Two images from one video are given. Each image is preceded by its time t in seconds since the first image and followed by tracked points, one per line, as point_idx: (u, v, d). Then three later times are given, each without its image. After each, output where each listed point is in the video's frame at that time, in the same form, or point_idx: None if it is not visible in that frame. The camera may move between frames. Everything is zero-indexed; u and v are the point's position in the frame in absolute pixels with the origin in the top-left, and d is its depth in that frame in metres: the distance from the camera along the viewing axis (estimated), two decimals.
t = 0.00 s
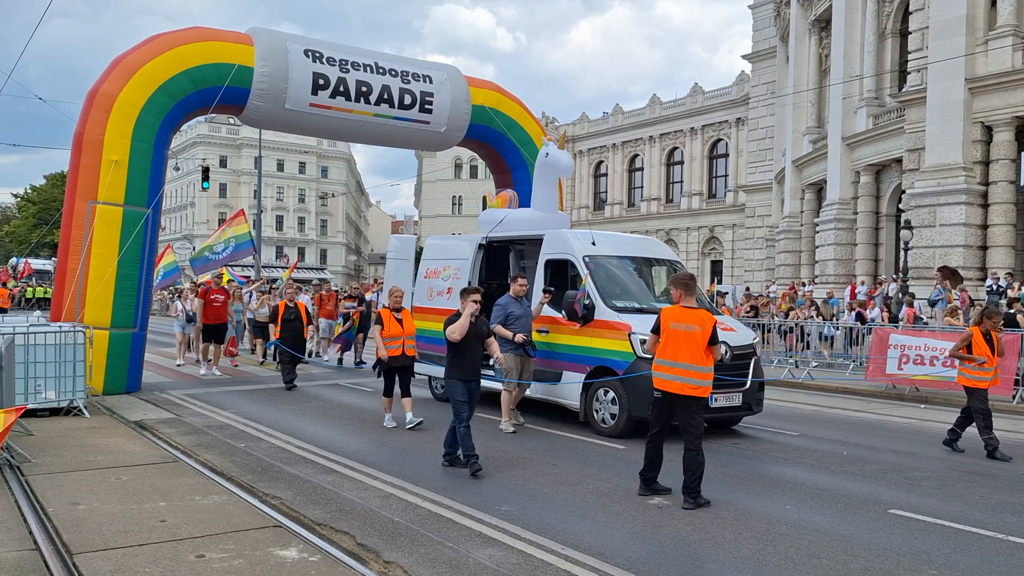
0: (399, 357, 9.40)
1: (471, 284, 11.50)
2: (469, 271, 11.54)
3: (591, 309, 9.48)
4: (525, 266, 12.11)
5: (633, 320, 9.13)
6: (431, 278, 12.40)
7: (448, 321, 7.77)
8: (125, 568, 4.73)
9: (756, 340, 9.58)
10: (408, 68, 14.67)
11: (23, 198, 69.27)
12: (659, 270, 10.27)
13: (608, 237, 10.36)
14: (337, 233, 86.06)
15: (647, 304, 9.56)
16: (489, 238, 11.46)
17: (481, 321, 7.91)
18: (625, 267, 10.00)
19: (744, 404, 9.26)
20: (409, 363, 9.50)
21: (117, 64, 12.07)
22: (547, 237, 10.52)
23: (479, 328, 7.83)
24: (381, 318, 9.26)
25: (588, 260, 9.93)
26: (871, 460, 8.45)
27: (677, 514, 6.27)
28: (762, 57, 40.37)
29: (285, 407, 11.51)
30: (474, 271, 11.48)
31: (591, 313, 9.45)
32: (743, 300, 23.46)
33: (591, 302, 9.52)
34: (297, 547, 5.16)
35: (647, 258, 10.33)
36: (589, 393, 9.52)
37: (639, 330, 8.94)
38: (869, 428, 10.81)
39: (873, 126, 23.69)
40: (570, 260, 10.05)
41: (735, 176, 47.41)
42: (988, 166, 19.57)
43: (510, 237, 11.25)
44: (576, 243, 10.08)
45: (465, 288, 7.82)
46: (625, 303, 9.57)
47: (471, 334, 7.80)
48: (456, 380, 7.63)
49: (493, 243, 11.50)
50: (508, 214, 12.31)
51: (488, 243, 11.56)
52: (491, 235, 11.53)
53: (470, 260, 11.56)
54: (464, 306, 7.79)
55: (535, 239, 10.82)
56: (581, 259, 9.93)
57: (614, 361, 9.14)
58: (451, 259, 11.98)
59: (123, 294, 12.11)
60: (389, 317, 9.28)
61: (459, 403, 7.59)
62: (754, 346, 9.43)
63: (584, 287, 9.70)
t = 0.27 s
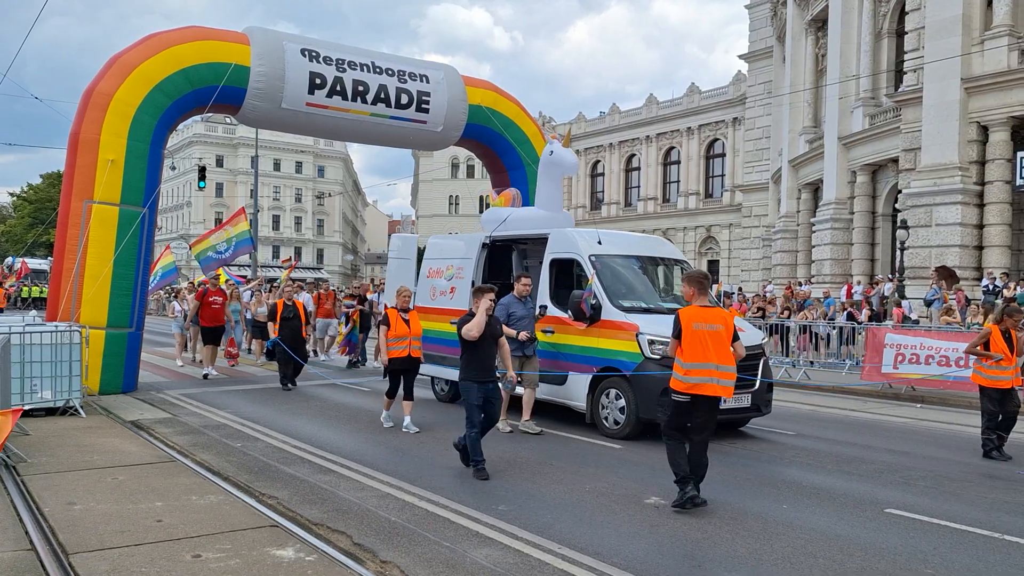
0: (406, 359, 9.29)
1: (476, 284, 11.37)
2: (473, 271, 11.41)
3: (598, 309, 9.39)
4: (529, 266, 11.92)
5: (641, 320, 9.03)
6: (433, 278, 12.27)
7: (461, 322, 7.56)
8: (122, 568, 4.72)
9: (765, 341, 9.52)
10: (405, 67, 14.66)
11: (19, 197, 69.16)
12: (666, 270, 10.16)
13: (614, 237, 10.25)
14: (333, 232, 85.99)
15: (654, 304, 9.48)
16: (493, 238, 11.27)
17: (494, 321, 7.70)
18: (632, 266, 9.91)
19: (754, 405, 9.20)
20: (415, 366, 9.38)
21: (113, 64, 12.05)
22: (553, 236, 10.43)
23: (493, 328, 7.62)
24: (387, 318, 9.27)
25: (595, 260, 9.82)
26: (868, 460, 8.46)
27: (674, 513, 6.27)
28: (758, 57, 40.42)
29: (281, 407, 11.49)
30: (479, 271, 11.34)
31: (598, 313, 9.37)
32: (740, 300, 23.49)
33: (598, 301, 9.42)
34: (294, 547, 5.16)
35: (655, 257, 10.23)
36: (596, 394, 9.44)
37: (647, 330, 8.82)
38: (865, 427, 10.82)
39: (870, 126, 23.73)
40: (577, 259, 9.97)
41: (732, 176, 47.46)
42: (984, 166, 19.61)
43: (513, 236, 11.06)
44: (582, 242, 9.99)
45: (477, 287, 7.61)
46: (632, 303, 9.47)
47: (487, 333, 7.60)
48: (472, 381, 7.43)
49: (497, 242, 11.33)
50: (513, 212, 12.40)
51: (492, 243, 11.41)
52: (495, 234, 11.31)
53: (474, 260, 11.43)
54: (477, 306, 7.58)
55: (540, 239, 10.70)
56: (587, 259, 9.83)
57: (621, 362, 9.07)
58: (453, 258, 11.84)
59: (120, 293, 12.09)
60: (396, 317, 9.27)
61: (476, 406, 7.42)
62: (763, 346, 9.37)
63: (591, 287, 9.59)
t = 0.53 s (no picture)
0: (410, 359, 9.24)
1: (481, 283, 11.21)
2: (477, 270, 11.25)
3: (605, 309, 9.29)
4: (531, 265, 11.96)
5: (649, 319, 8.92)
6: (436, 277, 12.14)
7: (478, 322, 7.32)
8: (119, 568, 4.72)
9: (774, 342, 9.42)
10: (402, 67, 14.65)
11: (15, 196, 69.10)
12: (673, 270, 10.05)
13: (621, 235, 10.15)
14: (331, 232, 85.96)
15: (662, 303, 9.38)
16: (496, 237, 11.11)
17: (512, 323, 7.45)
18: (639, 265, 9.80)
19: (762, 405, 9.07)
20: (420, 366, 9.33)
21: (110, 62, 12.04)
22: (559, 235, 10.32)
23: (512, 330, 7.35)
24: (391, 317, 9.30)
25: (601, 259, 9.71)
26: (865, 459, 8.47)
27: (672, 512, 6.28)
28: (755, 57, 40.47)
29: (279, 406, 11.48)
30: (482, 270, 11.17)
31: (605, 313, 9.26)
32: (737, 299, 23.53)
33: (605, 301, 9.33)
34: (291, 546, 5.16)
35: (662, 255, 10.13)
36: (603, 394, 9.35)
37: (655, 330, 8.74)
38: (864, 427, 10.82)
39: (866, 125, 23.77)
40: (583, 258, 9.86)
41: (729, 175, 47.51)
42: (980, 165, 19.64)
43: (516, 235, 10.94)
44: (588, 241, 9.89)
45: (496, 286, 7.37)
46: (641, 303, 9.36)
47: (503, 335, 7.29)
48: (486, 385, 7.21)
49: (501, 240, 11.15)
50: (518, 210, 12.39)
51: (496, 241, 11.23)
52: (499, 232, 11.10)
53: (478, 259, 11.25)
54: (495, 306, 7.34)
55: (545, 238, 10.58)
56: (594, 257, 9.72)
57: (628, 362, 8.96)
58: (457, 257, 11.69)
59: (116, 292, 12.07)
60: (400, 316, 9.30)
61: (486, 412, 7.24)
62: (773, 348, 9.26)
63: (598, 286, 9.49)
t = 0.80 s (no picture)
0: (413, 361, 9.07)
1: (484, 283, 11.08)
2: (480, 270, 11.14)
3: (611, 308, 9.20)
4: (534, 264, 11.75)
5: (656, 319, 8.85)
6: (439, 276, 12.04)
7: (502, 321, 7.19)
8: (115, 568, 4.71)
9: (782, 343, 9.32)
10: (399, 66, 14.64)
11: (11, 195, 68.98)
12: (679, 268, 9.92)
13: (626, 234, 10.08)
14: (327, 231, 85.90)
15: (668, 303, 9.28)
16: (500, 235, 11.00)
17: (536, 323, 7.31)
18: (645, 264, 9.70)
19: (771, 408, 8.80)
20: (425, 367, 9.16)
21: (106, 62, 12.01)
22: (564, 233, 10.22)
23: (535, 331, 7.21)
24: (393, 319, 9.11)
25: (607, 258, 9.60)
26: (862, 458, 8.47)
27: (669, 512, 6.28)
28: (752, 56, 40.50)
29: (276, 406, 11.47)
30: (485, 269, 11.08)
31: (611, 313, 9.18)
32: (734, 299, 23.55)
33: (611, 301, 9.25)
34: (287, 546, 5.15)
35: (668, 253, 10.03)
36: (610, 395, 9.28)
37: (662, 330, 8.69)
38: (862, 426, 10.82)
39: (863, 125, 23.80)
40: (589, 258, 9.77)
41: (726, 175, 47.53)
42: (977, 165, 19.67)
43: (519, 235, 10.82)
44: (593, 240, 9.79)
45: (520, 284, 7.21)
46: (647, 303, 9.27)
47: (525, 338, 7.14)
48: (508, 386, 7.09)
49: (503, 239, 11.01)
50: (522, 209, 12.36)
51: (500, 240, 11.09)
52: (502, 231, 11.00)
53: (481, 259, 11.13)
54: (518, 305, 7.18)
55: (551, 237, 10.47)
56: (599, 256, 9.63)
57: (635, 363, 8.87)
58: (461, 256, 11.59)
59: (113, 292, 12.05)
60: (403, 318, 9.09)
61: (511, 414, 7.08)
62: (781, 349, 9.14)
63: (604, 286, 9.40)
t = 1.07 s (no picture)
0: (418, 360, 8.92)
1: (486, 282, 11.06)
2: (483, 269, 11.12)
3: (617, 308, 9.14)
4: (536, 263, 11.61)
5: (662, 319, 8.79)
6: (441, 275, 11.98)
7: (516, 323, 6.90)
8: (112, 568, 4.71)
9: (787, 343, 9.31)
10: (396, 65, 14.64)
11: (7, 194, 68.84)
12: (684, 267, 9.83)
13: (631, 233, 10.02)
14: (325, 230, 85.84)
15: (674, 302, 9.21)
16: (504, 234, 10.99)
17: (552, 322, 7.02)
18: (651, 263, 9.64)
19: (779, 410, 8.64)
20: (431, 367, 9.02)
21: (103, 61, 11.99)
22: (569, 232, 10.17)
23: (551, 331, 6.94)
24: (399, 319, 9.03)
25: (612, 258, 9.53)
26: (859, 458, 8.49)
27: (666, 511, 6.30)
28: (749, 56, 40.54)
29: (273, 406, 11.45)
30: (488, 268, 11.06)
31: (617, 313, 9.14)
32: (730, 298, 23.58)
33: (616, 301, 9.20)
34: (285, 545, 5.15)
35: (673, 253, 9.95)
36: (614, 395, 9.21)
37: (669, 330, 8.63)
38: (859, 426, 10.83)
39: (859, 125, 23.83)
40: (594, 257, 9.71)
41: (723, 174, 47.56)
42: (973, 165, 19.70)
43: (522, 234, 10.78)
44: (599, 239, 9.74)
45: (536, 282, 6.84)
46: (654, 303, 9.19)
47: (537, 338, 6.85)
48: (527, 388, 6.84)
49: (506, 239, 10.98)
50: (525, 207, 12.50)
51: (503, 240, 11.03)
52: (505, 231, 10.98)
53: (484, 258, 11.10)
54: (534, 305, 6.86)
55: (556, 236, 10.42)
56: (604, 255, 9.57)
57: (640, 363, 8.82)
58: (463, 255, 11.55)
59: (110, 291, 12.04)
60: (408, 317, 9.04)
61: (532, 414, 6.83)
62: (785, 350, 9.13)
63: (609, 285, 9.33)
